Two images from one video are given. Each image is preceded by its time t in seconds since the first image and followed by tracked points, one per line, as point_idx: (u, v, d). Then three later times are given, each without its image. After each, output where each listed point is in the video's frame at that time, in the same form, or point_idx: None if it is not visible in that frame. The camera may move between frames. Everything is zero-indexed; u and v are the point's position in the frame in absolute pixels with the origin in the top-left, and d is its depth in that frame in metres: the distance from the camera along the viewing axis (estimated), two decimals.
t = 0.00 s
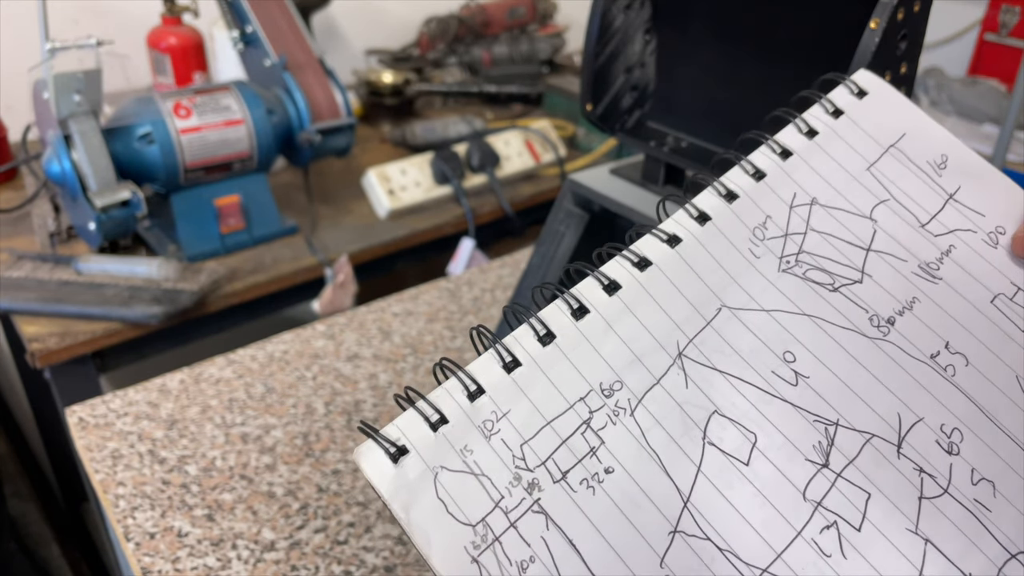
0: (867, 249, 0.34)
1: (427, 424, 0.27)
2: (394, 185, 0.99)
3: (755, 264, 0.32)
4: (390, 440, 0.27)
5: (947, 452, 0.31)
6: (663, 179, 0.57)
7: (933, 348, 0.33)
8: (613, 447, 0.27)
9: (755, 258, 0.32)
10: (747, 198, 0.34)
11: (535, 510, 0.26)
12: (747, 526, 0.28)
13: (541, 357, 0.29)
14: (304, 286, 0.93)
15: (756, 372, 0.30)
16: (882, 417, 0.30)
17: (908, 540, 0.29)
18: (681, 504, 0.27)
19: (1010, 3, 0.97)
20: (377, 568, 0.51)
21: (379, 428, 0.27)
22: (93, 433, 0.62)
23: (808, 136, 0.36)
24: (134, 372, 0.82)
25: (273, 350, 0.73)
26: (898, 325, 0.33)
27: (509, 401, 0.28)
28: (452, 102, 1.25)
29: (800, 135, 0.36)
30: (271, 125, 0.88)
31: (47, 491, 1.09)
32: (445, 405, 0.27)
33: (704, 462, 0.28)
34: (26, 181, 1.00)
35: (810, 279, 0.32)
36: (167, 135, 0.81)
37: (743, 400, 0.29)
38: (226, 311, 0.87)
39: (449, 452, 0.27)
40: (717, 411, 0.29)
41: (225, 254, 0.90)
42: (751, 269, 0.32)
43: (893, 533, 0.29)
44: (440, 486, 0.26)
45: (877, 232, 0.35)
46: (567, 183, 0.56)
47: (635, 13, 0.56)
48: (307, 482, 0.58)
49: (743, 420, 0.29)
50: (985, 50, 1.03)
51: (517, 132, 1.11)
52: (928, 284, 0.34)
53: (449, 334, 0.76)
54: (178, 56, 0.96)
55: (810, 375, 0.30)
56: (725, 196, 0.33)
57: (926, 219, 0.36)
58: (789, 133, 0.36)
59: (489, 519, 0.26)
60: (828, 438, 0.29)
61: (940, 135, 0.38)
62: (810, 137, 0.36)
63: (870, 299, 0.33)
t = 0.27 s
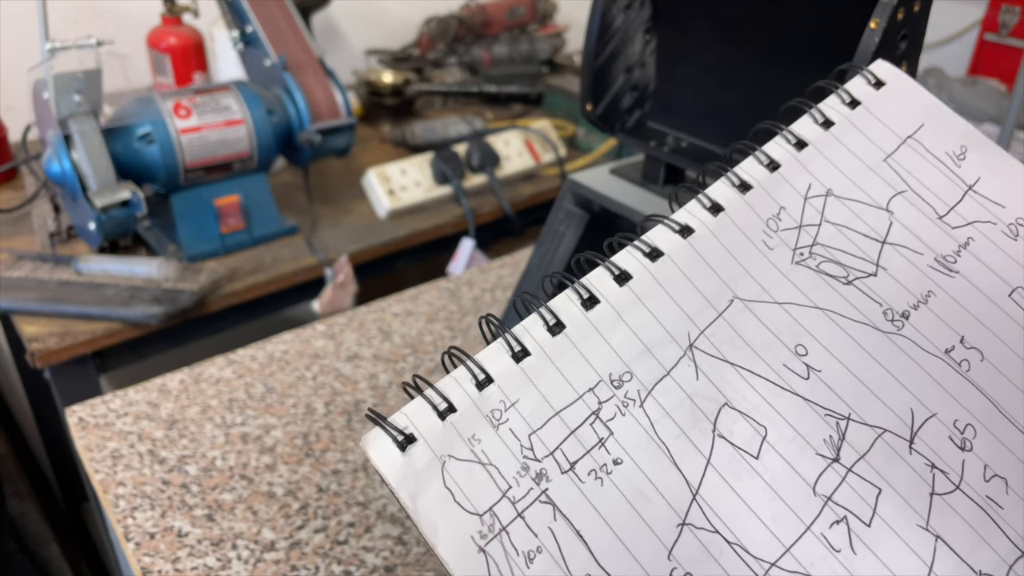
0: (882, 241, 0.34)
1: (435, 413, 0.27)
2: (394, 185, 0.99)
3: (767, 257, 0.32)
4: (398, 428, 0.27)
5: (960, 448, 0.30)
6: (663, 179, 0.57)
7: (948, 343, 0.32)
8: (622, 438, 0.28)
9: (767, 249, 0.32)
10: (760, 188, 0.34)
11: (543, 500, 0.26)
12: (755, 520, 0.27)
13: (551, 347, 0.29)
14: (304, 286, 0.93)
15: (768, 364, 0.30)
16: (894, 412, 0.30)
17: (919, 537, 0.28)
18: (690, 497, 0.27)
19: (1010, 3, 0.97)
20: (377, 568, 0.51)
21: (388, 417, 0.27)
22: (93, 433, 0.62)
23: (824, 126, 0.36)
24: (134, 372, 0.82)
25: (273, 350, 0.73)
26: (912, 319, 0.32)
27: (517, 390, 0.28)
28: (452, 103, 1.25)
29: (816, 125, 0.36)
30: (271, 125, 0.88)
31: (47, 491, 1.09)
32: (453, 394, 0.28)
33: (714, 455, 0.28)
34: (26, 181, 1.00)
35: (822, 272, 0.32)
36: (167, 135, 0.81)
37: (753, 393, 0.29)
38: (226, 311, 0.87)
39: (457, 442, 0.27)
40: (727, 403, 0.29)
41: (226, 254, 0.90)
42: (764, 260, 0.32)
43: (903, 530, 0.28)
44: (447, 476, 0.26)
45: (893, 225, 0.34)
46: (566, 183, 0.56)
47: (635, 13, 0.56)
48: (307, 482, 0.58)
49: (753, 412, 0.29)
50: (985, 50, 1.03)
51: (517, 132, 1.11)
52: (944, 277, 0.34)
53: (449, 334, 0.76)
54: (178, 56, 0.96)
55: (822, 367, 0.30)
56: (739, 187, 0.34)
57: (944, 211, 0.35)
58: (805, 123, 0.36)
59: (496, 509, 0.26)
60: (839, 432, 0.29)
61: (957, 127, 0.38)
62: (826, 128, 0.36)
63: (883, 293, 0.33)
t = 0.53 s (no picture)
0: (880, 243, 0.34)
1: (437, 412, 0.27)
2: (394, 185, 0.99)
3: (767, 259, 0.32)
4: (400, 427, 0.27)
5: (957, 448, 0.31)
6: (663, 179, 0.57)
7: (945, 344, 0.32)
8: (622, 438, 0.28)
9: (767, 251, 0.32)
10: (760, 190, 0.34)
11: (545, 499, 0.26)
12: (755, 519, 0.28)
13: (552, 347, 0.29)
14: (304, 286, 0.93)
15: (767, 365, 0.30)
16: (892, 412, 0.30)
17: (917, 537, 0.29)
18: (690, 496, 0.27)
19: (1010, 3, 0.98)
20: (377, 568, 0.51)
21: (390, 416, 0.27)
22: (93, 433, 0.62)
23: (822, 129, 0.36)
24: (134, 372, 0.82)
25: (273, 350, 0.73)
26: (909, 321, 0.32)
27: (519, 390, 0.28)
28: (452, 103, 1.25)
29: (815, 128, 0.36)
30: (271, 125, 0.88)
31: (47, 492, 1.09)
32: (456, 393, 0.28)
33: (714, 455, 0.28)
34: (26, 181, 1.00)
35: (822, 274, 0.32)
36: (167, 135, 0.81)
37: (753, 394, 0.29)
38: (226, 311, 0.87)
39: (459, 440, 0.27)
40: (727, 404, 0.29)
41: (226, 254, 0.90)
42: (763, 261, 0.32)
43: (901, 528, 0.29)
44: (449, 475, 0.26)
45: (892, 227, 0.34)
46: (566, 183, 0.56)
47: (635, 13, 0.56)
48: (307, 482, 0.58)
49: (753, 413, 0.29)
50: (985, 50, 1.04)
51: (517, 131, 1.11)
52: (941, 280, 0.34)
53: (449, 334, 0.76)
54: (178, 56, 0.96)
55: (820, 368, 0.30)
56: (738, 188, 0.34)
57: (941, 214, 0.36)
58: (804, 126, 0.36)
59: (497, 508, 0.26)
60: (837, 433, 0.29)
61: (954, 132, 0.38)
62: (824, 131, 0.36)
63: (880, 294, 0.33)
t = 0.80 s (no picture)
0: (870, 258, 0.34)
1: (437, 424, 0.27)
2: (394, 185, 0.99)
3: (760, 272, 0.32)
4: (400, 439, 0.27)
5: (947, 459, 0.30)
6: (663, 179, 0.57)
7: (934, 357, 0.33)
8: (618, 449, 0.28)
9: (759, 266, 0.32)
10: (752, 206, 0.34)
11: (543, 509, 0.26)
12: (749, 530, 0.27)
13: (549, 359, 0.29)
14: (304, 286, 0.93)
15: (760, 378, 0.30)
16: (884, 424, 0.30)
17: (909, 547, 0.29)
18: (685, 507, 0.27)
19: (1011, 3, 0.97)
20: (378, 568, 0.51)
21: (390, 427, 0.27)
22: (93, 433, 0.62)
23: (813, 147, 0.36)
24: (134, 372, 0.82)
25: (272, 350, 0.73)
26: (899, 334, 0.33)
27: (517, 401, 0.28)
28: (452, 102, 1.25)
29: (806, 145, 0.36)
30: (271, 125, 0.88)
31: (47, 491, 1.09)
32: (455, 405, 0.28)
33: (709, 466, 0.28)
34: (26, 181, 1.00)
35: (813, 288, 0.32)
36: (167, 135, 0.81)
37: (747, 405, 0.29)
38: (226, 311, 0.87)
39: (458, 452, 0.27)
40: (722, 415, 0.29)
41: (225, 254, 0.90)
42: (756, 276, 0.32)
43: (893, 538, 0.28)
44: (449, 486, 0.26)
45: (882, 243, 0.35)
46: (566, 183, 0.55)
47: (635, 13, 0.56)
48: (307, 482, 0.58)
49: (747, 424, 0.29)
50: (985, 50, 1.03)
51: (517, 131, 1.11)
52: (930, 293, 0.34)
53: (449, 334, 0.76)
54: (178, 56, 0.96)
55: (813, 381, 0.30)
56: (731, 205, 0.34)
57: (928, 229, 0.36)
58: (794, 144, 0.36)
59: (497, 519, 0.26)
60: (830, 443, 0.29)
61: (940, 149, 0.38)
62: (815, 148, 0.36)
63: (872, 308, 0.33)
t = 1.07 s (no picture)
0: (874, 258, 0.34)
1: (444, 419, 0.27)
2: (394, 185, 0.99)
3: (765, 271, 0.32)
4: (408, 433, 0.27)
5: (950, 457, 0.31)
6: (663, 178, 0.57)
7: (938, 356, 0.33)
8: (626, 446, 0.27)
9: (765, 265, 0.32)
10: (757, 206, 0.34)
11: (550, 505, 0.26)
12: (755, 526, 0.27)
13: (556, 356, 0.29)
14: (304, 286, 0.93)
15: (766, 376, 0.30)
16: (888, 422, 0.30)
17: (912, 544, 0.29)
18: (692, 503, 0.27)
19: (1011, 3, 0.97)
20: (377, 568, 0.51)
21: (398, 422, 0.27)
22: (93, 433, 0.62)
23: (818, 148, 0.36)
24: (133, 372, 0.82)
25: (272, 350, 0.73)
26: (904, 333, 0.33)
27: (524, 398, 0.28)
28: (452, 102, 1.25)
29: (810, 147, 0.36)
30: (271, 125, 0.88)
31: (47, 491, 1.09)
32: (462, 400, 0.27)
33: (715, 464, 0.28)
34: (26, 181, 1.00)
35: (818, 287, 0.32)
36: (167, 134, 0.81)
37: (752, 403, 0.29)
38: (226, 311, 0.87)
39: (466, 447, 0.27)
40: (727, 413, 0.29)
41: (225, 254, 0.90)
42: (761, 275, 0.32)
43: (898, 536, 0.29)
44: (456, 481, 0.26)
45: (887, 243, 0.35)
46: (566, 183, 0.55)
47: (635, 13, 0.56)
48: (307, 482, 0.58)
49: (753, 422, 0.29)
50: (985, 50, 1.02)
51: (517, 131, 1.11)
52: (934, 293, 0.34)
53: (449, 334, 0.76)
54: (178, 56, 0.96)
55: (818, 379, 0.30)
56: (736, 204, 0.34)
57: (933, 230, 0.36)
58: (800, 144, 0.36)
59: (504, 513, 0.26)
60: (835, 442, 0.29)
61: (944, 150, 0.38)
62: (819, 149, 0.36)
63: (877, 307, 0.33)
